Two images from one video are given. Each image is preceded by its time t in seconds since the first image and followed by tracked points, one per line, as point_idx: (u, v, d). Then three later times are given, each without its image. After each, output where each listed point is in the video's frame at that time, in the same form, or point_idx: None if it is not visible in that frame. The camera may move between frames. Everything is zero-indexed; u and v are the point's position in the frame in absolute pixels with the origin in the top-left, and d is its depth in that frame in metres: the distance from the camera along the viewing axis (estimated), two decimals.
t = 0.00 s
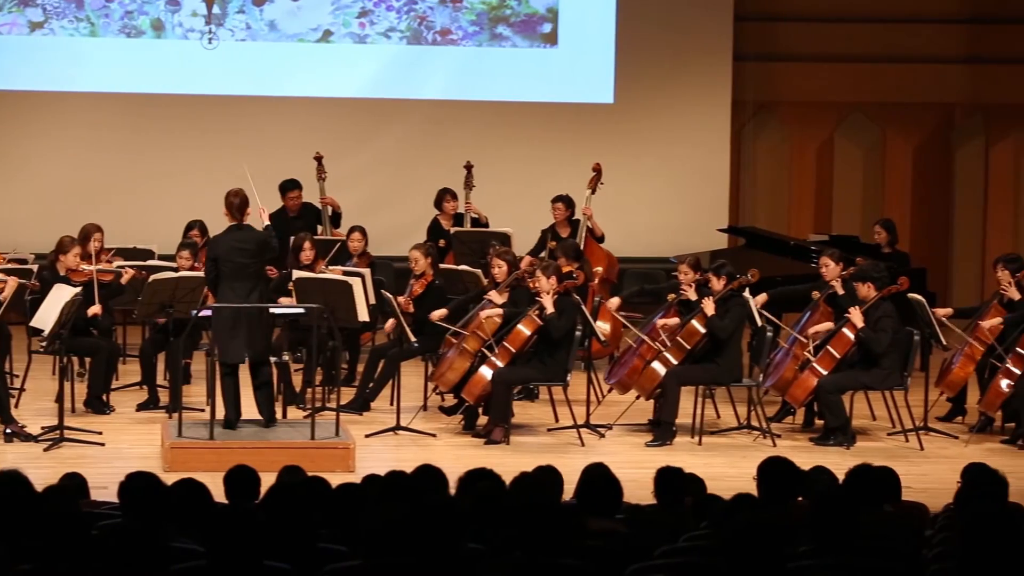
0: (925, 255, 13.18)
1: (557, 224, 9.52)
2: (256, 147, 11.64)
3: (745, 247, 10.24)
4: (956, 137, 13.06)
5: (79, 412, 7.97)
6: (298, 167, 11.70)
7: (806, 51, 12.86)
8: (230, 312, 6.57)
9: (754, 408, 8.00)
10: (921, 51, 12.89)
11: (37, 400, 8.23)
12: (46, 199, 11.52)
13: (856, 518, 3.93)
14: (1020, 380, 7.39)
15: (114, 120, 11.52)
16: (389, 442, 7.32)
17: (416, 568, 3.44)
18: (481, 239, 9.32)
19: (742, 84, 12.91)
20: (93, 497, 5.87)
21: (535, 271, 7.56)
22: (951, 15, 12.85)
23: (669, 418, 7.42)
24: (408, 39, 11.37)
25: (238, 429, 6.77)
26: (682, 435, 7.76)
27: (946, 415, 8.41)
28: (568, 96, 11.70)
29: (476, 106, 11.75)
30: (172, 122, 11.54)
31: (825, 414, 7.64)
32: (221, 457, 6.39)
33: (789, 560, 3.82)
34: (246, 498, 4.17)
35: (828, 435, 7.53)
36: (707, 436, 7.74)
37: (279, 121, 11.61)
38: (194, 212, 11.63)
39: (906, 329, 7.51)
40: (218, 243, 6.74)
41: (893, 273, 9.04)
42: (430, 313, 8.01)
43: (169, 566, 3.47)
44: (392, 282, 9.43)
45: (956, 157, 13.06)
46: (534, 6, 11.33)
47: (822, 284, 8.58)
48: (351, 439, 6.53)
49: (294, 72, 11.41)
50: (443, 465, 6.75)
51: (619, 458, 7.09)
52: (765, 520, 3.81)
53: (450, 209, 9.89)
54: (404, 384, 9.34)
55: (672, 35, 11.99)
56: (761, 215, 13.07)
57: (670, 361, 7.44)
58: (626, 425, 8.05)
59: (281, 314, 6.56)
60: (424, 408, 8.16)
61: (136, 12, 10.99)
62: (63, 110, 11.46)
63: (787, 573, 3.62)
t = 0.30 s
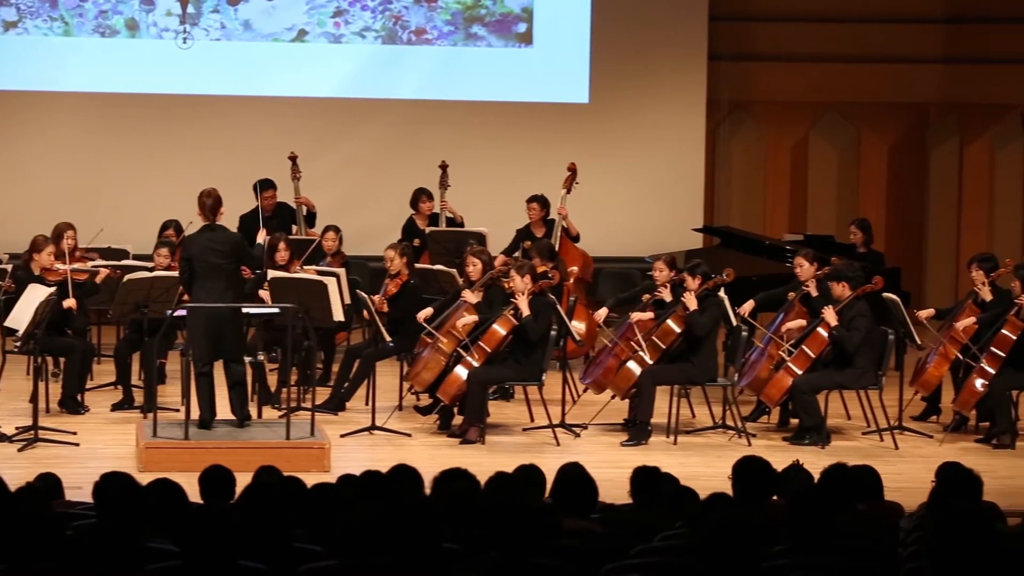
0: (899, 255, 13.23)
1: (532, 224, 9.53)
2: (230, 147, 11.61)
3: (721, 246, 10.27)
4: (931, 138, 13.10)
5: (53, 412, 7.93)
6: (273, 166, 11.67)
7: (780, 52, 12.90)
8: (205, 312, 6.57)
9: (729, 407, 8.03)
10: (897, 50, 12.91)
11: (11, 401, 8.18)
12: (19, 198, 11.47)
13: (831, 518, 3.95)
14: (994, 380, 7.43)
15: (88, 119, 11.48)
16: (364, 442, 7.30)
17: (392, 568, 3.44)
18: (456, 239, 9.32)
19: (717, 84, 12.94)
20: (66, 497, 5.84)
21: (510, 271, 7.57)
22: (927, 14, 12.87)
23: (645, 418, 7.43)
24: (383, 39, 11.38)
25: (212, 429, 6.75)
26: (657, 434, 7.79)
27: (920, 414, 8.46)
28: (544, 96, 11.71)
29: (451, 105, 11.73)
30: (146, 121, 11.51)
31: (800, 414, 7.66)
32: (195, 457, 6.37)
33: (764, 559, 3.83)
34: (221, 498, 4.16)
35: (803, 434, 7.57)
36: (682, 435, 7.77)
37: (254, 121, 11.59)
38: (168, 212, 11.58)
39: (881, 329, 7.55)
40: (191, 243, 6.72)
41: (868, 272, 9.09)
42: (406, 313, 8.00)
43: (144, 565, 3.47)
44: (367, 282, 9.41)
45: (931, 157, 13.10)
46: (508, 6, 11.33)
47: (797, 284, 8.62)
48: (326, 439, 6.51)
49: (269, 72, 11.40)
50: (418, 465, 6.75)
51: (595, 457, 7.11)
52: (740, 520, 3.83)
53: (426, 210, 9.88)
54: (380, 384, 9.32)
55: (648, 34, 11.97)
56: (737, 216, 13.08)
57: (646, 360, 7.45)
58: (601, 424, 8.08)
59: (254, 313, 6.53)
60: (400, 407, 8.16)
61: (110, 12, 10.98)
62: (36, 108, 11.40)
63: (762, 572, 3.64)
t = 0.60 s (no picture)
0: (876, 256, 13.22)
1: (508, 224, 9.55)
2: (206, 147, 11.57)
3: (697, 246, 10.29)
4: (905, 140, 13.07)
5: (28, 412, 7.89)
6: (248, 166, 11.64)
7: (755, 52, 12.97)
8: (179, 312, 6.56)
9: (705, 407, 8.06)
10: (871, 51, 12.99)
11: None
12: None
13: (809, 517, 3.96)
14: (969, 379, 7.47)
15: (62, 118, 11.44)
16: (340, 442, 7.29)
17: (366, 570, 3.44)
18: (432, 239, 9.31)
19: (692, 84, 13.00)
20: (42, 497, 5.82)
21: (486, 270, 7.57)
22: (901, 15, 12.94)
23: (621, 417, 7.45)
24: (359, 39, 11.36)
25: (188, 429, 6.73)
26: (633, 433, 7.81)
27: (895, 413, 8.51)
28: (521, 96, 11.71)
29: (427, 105, 11.71)
30: (121, 120, 11.47)
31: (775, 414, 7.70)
32: (172, 457, 6.35)
33: (739, 559, 3.85)
34: (197, 498, 4.16)
35: (779, 433, 7.61)
36: (658, 435, 7.79)
37: (230, 121, 11.56)
38: (143, 211, 11.55)
39: (856, 329, 7.60)
40: (167, 243, 6.71)
41: (843, 271, 9.14)
42: (382, 313, 7.96)
43: (120, 565, 3.47)
44: (343, 282, 9.40)
45: (905, 159, 13.01)
46: (485, 6, 11.33)
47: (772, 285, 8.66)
48: (302, 439, 6.50)
49: (245, 72, 11.37)
50: (395, 465, 6.75)
51: (571, 457, 7.13)
52: (716, 520, 3.84)
53: (402, 209, 9.88)
54: (356, 383, 9.31)
55: (624, 35, 11.94)
56: (713, 215, 13.11)
57: (622, 359, 7.46)
58: (577, 423, 8.10)
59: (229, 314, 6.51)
60: (376, 407, 8.15)
61: (85, 11, 10.92)
62: (10, 107, 11.35)
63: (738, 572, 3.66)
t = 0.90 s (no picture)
0: (848, 255, 13.30)
1: (481, 224, 9.57)
2: (179, 147, 11.54)
3: (670, 245, 10.31)
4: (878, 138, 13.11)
5: None
6: (221, 166, 11.60)
7: (728, 52, 13.00)
8: (153, 311, 6.53)
9: (678, 406, 8.08)
10: (843, 50, 13.03)
11: None
12: None
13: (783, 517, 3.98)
14: (941, 378, 7.53)
15: (34, 118, 11.39)
16: (313, 442, 7.27)
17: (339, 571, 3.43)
18: (405, 238, 9.30)
19: (665, 84, 13.02)
20: (13, 497, 5.79)
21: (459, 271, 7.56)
22: (872, 15, 13.02)
23: (594, 417, 7.46)
24: (331, 38, 11.36)
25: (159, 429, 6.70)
26: (606, 433, 7.83)
27: (868, 412, 8.56)
28: (494, 95, 11.72)
29: (399, 105, 11.71)
30: (93, 120, 11.45)
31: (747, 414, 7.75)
32: (144, 456, 6.33)
33: (713, 558, 3.86)
34: (169, 498, 4.16)
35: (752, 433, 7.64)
36: (631, 434, 7.80)
37: (202, 121, 11.52)
38: (116, 211, 11.51)
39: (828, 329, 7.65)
40: (142, 243, 6.69)
41: (816, 271, 9.19)
42: (354, 313, 7.99)
43: (93, 565, 3.46)
44: (316, 281, 9.39)
45: (877, 157, 13.06)
46: (457, 5, 11.33)
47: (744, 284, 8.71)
48: (274, 439, 6.48)
49: (219, 71, 11.35)
50: (367, 464, 6.75)
51: (544, 456, 7.14)
52: (688, 518, 3.86)
53: (375, 209, 9.86)
54: (328, 383, 9.30)
55: (598, 34, 11.96)
56: (686, 213, 13.16)
57: (595, 359, 7.47)
58: (550, 423, 8.11)
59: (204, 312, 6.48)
60: (348, 407, 8.14)
61: (57, 10, 10.91)
62: None
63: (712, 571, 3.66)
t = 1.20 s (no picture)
0: (820, 255, 13.33)
1: (454, 223, 9.57)
2: (150, 146, 11.51)
3: (642, 245, 10.34)
4: (850, 137, 13.21)
5: None
6: (193, 166, 11.57)
7: (698, 52, 13.04)
8: (123, 311, 6.51)
9: (650, 406, 8.11)
10: (816, 49, 13.08)
11: None
12: None
13: (757, 514, 4.00)
14: (912, 377, 7.59)
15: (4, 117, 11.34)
16: (285, 442, 7.26)
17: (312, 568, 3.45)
18: (378, 238, 9.29)
19: (637, 83, 13.04)
20: None
21: (431, 271, 7.56)
22: (843, 16, 13.08)
23: (566, 416, 7.48)
24: (303, 38, 11.33)
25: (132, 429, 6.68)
26: (579, 433, 7.86)
27: (839, 412, 8.60)
28: (466, 95, 11.72)
29: (372, 105, 11.69)
30: (65, 119, 11.41)
31: (718, 413, 7.79)
32: (116, 456, 6.31)
33: (688, 556, 3.88)
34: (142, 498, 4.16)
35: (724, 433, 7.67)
36: (604, 434, 7.82)
37: (174, 120, 11.49)
38: (87, 211, 11.48)
39: (800, 328, 7.68)
40: (113, 241, 6.65)
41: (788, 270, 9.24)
42: (327, 314, 7.98)
43: (65, 566, 3.46)
44: (289, 281, 9.37)
45: (850, 156, 13.16)
46: (429, 5, 11.33)
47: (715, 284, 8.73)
48: (247, 439, 6.47)
49: (190, 70, 11.32)
50: (340, 464, 6.75)
51: (517, 456, 7.16)
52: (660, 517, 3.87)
53: (346, 209, 9.84)
54: (301, 383, 9.29)
55: (571, 34, 11.96)
56: (657, 213, 13.22)
57: (567, 359, 7.49)
58: (523, 422, 8.13)
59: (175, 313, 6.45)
60: (321, 407, 8.13)
61: (28, 10, 10.86)
62: None
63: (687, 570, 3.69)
